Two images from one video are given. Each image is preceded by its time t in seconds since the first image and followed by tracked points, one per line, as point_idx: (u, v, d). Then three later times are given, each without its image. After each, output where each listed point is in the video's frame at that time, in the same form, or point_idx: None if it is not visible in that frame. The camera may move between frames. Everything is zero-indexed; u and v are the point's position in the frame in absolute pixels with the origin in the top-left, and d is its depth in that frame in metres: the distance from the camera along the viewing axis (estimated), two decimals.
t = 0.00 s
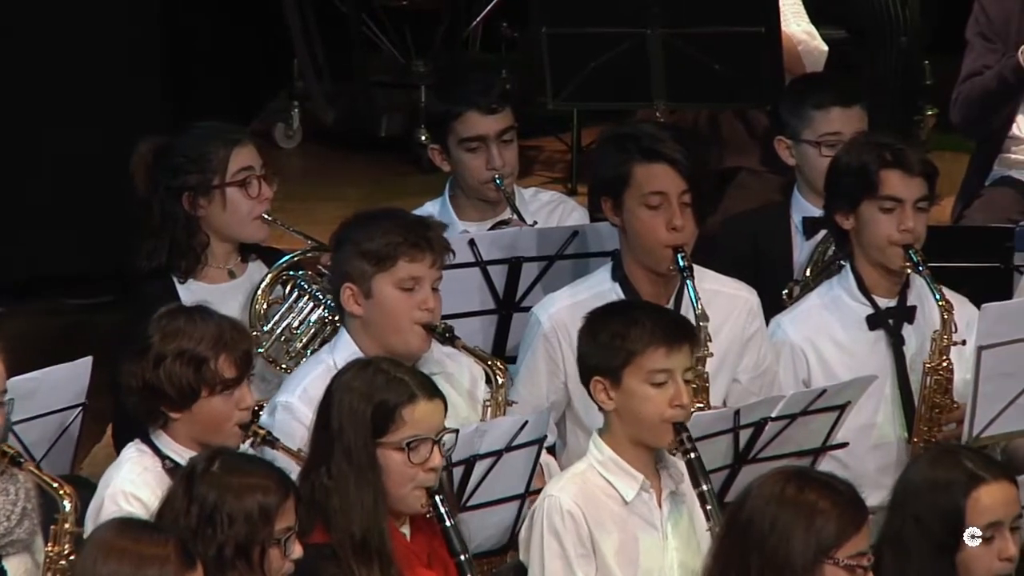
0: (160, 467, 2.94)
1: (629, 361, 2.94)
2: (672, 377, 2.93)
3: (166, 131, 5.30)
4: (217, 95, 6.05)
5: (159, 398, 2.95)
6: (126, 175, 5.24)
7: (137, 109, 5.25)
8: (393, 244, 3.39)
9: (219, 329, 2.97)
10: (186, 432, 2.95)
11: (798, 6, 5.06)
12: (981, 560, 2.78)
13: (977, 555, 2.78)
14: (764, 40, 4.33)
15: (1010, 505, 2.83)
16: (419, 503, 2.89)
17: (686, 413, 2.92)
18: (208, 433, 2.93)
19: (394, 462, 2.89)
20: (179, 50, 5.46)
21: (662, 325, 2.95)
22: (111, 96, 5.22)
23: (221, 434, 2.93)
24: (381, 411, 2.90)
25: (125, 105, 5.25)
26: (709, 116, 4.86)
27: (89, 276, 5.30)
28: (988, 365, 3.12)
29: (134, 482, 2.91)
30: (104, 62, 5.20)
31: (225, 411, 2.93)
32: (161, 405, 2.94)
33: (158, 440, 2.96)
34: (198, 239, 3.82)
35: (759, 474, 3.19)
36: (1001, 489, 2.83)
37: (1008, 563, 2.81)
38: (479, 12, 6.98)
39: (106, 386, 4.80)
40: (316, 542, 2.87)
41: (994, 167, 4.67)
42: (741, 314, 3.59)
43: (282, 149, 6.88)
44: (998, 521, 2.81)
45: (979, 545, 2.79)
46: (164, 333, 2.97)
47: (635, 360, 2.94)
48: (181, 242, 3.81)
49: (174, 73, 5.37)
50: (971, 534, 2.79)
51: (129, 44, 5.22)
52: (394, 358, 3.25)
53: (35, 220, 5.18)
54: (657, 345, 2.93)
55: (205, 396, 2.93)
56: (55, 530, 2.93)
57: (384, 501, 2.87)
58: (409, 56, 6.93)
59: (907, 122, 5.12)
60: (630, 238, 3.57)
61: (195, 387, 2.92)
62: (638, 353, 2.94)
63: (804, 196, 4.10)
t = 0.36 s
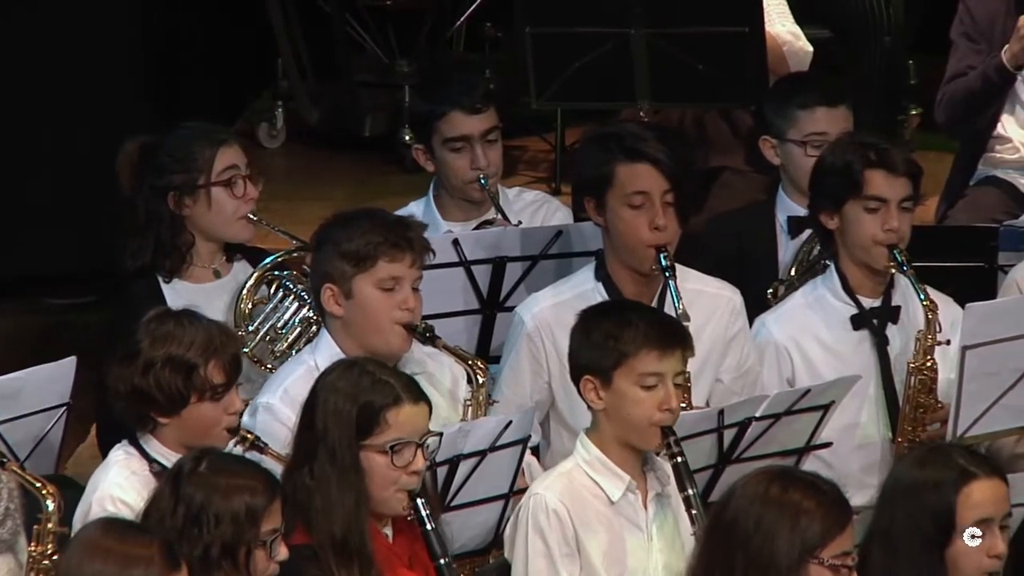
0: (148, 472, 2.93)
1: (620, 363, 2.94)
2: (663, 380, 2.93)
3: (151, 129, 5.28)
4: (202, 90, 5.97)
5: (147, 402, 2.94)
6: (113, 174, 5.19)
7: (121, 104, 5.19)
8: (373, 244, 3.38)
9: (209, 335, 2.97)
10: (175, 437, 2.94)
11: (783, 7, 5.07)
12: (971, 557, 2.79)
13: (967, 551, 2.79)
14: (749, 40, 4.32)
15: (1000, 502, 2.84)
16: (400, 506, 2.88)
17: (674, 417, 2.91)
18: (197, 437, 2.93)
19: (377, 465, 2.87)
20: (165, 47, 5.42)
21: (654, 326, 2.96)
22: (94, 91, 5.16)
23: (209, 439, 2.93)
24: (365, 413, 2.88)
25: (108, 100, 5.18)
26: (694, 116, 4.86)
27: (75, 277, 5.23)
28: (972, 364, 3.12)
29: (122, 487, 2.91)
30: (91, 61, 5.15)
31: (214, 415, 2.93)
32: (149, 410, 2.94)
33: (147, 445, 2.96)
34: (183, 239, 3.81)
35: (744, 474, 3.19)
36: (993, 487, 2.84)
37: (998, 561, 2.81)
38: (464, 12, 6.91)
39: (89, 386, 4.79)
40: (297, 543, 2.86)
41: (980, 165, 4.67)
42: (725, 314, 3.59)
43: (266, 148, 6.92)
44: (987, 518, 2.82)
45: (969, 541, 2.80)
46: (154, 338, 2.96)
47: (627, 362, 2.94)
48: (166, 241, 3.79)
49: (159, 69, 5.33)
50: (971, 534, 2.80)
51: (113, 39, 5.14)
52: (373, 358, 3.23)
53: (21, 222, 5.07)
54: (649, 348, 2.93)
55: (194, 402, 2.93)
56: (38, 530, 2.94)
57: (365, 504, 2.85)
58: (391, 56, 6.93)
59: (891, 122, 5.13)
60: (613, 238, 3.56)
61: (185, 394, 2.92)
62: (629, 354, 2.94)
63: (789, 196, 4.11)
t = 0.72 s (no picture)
0: (134, 470, 2.94)
1: (598, 361, 2.95)
2: (641, 377, 2.94)
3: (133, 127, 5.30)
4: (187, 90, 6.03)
5: (137, 401, 2.94)
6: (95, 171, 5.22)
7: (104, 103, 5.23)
8: (351, 244, 3.38)
9: (200, 335, 2.97)
10: (164, 436, 2.95)
11: (762, 7, 5.08)
12: (951, 554, 2.80)
13: (947, 547, 2.80)
14: (728, 39, 4.33)
15: (982, 500, 2.85)
16: (377, 497, 2.91)
17: (653, 413, 2.92)
18: (186, 437, 2.94)
19: (350, 456, 2.90)
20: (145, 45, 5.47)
21: (633, 325, 2.96)
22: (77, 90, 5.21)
23: (197, 438, 2.94)
24: (333, 411, 2.91)
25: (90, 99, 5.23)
26: (674, 116, 4.87)
27: (61, 276, 5.26)
28: (951, 365, 3.12)
29: (109, 484, 2.92)
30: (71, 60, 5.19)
31: (204, 415, 2.94)
32: (139, 408, 2.94)
33: (135, 443, 2.96)
34: (163, 239, 3.80)
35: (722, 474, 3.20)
36: (974, 484, 2.84)
37: (978, 557, 2.82)
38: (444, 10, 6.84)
39: (70, 385, 4.78)
40: (275, 542, 2.87)
41: (959, 165, 4.70)
42: (705, 313, 3.60)
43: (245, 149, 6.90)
44: (969, 515, 2.83)
45: (949, 537, 2.81)
46: (144, 337, 2.96)
47: (605, 359, 2.94)
48: (146, 241, 3.79)
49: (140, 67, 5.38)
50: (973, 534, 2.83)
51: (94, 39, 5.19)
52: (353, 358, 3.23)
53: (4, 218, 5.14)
54: (627, 345, 2.94)
55: (184, 401, 2.93)
56: (19, 530, 2.91)
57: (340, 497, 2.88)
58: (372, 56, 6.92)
59: (871, 121, 5.14)
60: (593, 238, 3.57)
61: (175, 393, 2.93)
62: (607, 352, 2.94)
63: (768, 195, 4.11)
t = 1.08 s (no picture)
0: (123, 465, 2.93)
1: (574, 362, 2.95)
2: (618, 377, 2.94)
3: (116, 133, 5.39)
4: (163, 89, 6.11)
5: (131, 396, 2.96)
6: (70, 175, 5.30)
7: (83, 102, 5.30)
8: (326, 243, 3.38)
9: (196, 332, 3.00)
10: (154, 432, 2.97)
11: (740, 7, 5.09)
12: (928, 552, 2.81)
13: (925, 544, 2.81)
14: (706, 39, 4.32)
15: (958, 497, 2.86)
16: (350, 493, 2.93)
17: (631, 414, 2.93)
18: (179, 433, 2.96)
19: (322, 452, 2.92)
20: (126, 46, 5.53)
21: (608, 326, 2.96)
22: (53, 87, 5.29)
23: (188, 434, 2.96)
24: (303, 407, 2.93)
25: (73, 101, 5.31)
26: (652, 116, 4.89)
27: (34, 277, 5.35)
28: (929, 364, 3.12)
29: (97, 479, 2.92)
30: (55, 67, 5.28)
31: (197, 412, 2.96)
32: (132, 404, 2.96)
33: (124, 439, 2.97)
34: (142, 239, 3.79)
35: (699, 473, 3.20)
36: (950, 481, 2.85)
37: (955, 554, 2.84)
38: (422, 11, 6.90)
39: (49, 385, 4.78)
40: (249, 541, 2.87)
41: (937, 164, 4.72)
42: (683, 312, 3.61)
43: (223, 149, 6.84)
44: (945, 511, 2.84)
45: (926, 534, 2.82)
46: (139, 332, 2.99)
47: (581, 361, 2.95)
48: (124, 241, 3.78)
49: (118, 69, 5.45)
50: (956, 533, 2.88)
51: (74, 37, 5.27)
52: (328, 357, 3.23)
53: None
54: (602, 346, 2.94)
55: (177, 397, 2.95)
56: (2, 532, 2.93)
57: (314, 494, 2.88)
58: (350, 57, 6.92)
59: (849, 121, 5.16)
60: (571, 239, 3.57)
61: (169, 388, 2.95)
62: (584, 353, 2.95)
63: (746, 196, 4.11)
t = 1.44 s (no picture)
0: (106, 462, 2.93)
1: (552, 364, 2.95)
2: (597, 379, 2.94)
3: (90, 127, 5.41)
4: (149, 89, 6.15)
5: (117, 392, 2.95)
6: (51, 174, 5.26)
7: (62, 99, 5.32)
8: (304, 242, 3.37)
9: (182, 330, 3.00)
10: (139, 430, 2.96)
11: (719, 6, 5.10)
12: (906, 548, 2.81)
13: (903, 539, 2.81)
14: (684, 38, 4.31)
15: (934, 491, 2.87)
16: (331, 494, 2.93)
17: (610, 415, 2.92)
18: (167, 431, 2.96)
19: (304, 454, 2.93)
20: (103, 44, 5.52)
21: (587, 328, 2.96)
22: (32, 85, 5.25)
23: (171, 433, 2.95)
24: (287, 407, 2.93)
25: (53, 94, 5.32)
26: (631, 115, 4.89)
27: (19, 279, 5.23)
28: (908, 364, 3.13)
29: (80, 475, 2.91)
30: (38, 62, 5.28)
31: (183, 410, 2.95)
32: (118, 401, 2.96)
33: (109, 436, 2.97)
34: (122, 237, 3.78)
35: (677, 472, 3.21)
36: (926, 476, 2.86)
37: (932, 549, 2.84)
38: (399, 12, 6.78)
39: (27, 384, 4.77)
40: (228, 540, 2.87)
41: (914, 163, 4.71)
42: (662, 312, 3.61)
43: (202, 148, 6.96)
44: (923, 506, 2.84)
45: (904, 530, 2.82)
46: (126, 330, 2.99)
47: (559, 362, 2.95)
48: (104, 240, 3.77)
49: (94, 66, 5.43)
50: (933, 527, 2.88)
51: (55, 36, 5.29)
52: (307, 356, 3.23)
53: None
54: (580, 348, 2.94)
55: (163, 395, 2.95)
56: None
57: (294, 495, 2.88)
58: (329, 56, 6.90)
59: (827, 121, 5.17)
60: (549, 238, 3.56)
61: (155, 385, 2.94)
62: (562, 354, 2.95)
63: (723, 196, 4.13)
